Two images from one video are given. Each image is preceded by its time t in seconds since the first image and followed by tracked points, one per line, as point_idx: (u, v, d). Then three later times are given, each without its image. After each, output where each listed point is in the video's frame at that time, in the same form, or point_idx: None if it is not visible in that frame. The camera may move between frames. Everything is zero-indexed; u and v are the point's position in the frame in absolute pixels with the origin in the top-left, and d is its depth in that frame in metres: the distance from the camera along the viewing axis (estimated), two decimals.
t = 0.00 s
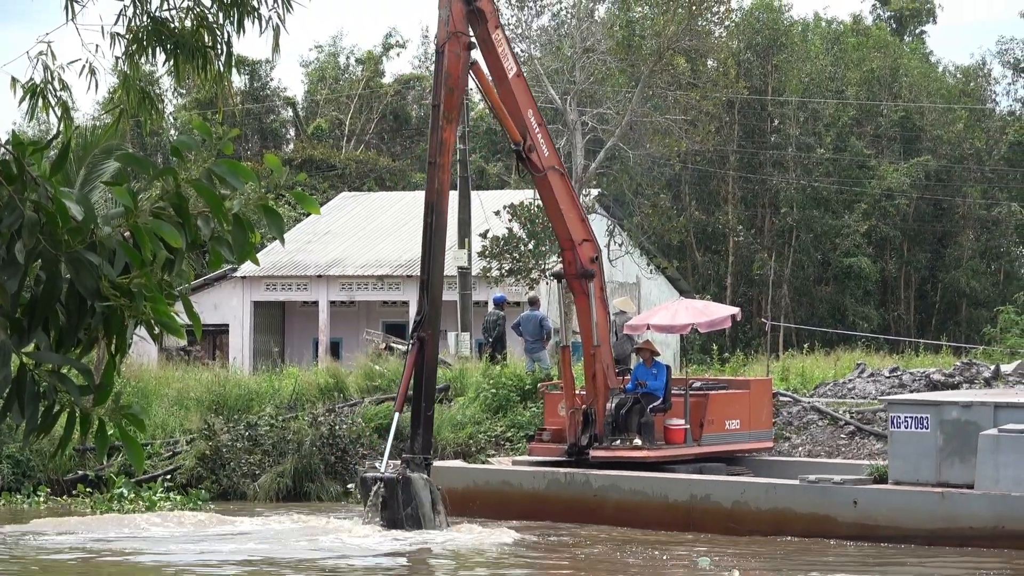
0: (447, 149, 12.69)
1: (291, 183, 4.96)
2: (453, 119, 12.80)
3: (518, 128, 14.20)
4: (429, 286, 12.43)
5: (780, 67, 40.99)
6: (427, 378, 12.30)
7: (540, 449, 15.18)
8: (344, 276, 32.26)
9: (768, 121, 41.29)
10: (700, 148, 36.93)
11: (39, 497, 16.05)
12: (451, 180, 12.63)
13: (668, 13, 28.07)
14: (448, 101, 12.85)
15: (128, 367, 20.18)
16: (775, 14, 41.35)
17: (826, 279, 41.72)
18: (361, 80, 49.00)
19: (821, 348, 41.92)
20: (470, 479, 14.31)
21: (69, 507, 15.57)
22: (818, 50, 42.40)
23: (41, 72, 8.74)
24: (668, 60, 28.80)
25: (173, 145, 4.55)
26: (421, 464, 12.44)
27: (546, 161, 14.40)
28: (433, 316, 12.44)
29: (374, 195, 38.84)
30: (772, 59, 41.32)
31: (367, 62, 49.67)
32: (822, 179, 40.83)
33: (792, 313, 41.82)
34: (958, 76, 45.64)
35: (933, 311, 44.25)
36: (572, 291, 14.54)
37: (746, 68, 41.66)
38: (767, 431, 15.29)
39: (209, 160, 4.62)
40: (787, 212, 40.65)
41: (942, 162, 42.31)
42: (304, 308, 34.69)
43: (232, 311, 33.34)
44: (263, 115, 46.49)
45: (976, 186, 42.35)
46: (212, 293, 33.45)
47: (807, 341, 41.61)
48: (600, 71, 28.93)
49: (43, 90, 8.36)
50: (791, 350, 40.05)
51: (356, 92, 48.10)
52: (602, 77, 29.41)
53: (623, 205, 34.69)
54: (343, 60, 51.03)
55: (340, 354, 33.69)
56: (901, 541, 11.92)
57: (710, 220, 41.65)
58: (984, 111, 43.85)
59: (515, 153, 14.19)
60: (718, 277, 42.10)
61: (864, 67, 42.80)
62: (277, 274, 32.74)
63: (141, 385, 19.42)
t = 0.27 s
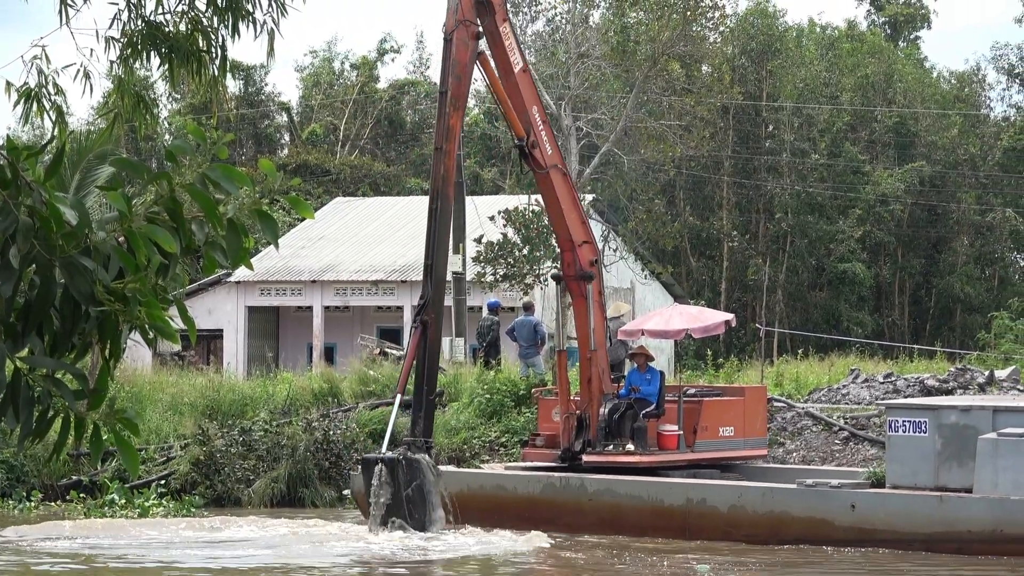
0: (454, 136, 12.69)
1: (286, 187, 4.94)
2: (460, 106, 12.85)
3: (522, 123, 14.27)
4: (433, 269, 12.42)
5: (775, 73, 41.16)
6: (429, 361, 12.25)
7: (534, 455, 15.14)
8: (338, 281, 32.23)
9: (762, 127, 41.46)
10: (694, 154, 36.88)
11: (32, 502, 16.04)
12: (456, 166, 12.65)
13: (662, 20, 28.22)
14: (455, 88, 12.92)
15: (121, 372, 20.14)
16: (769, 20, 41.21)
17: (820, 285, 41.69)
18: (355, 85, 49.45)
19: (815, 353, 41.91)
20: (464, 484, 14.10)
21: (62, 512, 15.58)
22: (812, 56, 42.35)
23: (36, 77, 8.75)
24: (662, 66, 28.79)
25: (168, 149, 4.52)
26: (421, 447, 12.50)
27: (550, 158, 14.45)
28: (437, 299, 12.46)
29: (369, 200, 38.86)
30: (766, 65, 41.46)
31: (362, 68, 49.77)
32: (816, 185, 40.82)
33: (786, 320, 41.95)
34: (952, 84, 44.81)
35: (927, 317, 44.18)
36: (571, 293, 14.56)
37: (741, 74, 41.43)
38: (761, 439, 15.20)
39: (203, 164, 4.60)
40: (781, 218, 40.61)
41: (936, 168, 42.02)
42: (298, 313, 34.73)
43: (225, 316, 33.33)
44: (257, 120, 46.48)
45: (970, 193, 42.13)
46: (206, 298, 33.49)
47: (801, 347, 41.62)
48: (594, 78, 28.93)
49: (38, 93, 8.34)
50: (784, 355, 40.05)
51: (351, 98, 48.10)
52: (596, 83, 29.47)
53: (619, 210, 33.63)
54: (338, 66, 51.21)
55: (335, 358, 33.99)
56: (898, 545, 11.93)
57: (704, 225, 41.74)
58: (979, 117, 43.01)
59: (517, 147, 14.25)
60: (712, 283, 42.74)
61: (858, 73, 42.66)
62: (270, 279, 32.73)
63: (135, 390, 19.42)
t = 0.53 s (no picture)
0: (459, 120, 12.63)
1: (281, 190, 4.97)
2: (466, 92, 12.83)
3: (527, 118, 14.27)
4: (431, 253, 12.32)
5: (771, 77, 40.97)
6: (425, 340, 12.16)
7: (529, 458, 15.15)
8: (334, 284, 32.21)
9: (758, 130, 41.21)
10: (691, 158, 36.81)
11: (27, 504, 16.00)
12: (459, 150, 12.57)
13: (659, 23, 27.71)
14: (463, 75, 12.90)
15: (118, 376, 20.10)
16: (765, 23, 40.90)
17: (816, 289, 41.71)
18: (352, 89, 48.95)
19: (811, 358, 41.90)
20: (460, 486, 14.12)
21: (56, 516, 15.54)
22: (809, 59, 42.28)
23: (32, 79, 8.74)
24: (658, 70, 28.40)
25: (163, 152, 4.57)
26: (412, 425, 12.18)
27: (553, 155, 14.45)
28: (435, 282, 12.28)
29: (365, 203, 38.87)
30: (762, 69, 41.22)
31: (357, 71, 49.96)
32: (812, 189, 40.86)
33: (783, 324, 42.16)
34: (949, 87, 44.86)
35: (923, 320, 44.16)
36: (571, 293, 14.59)
37: (737, 78, 41.33)
38: (758, 444, 15.14)
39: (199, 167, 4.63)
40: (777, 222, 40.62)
41: (932, 172, 41.81)
42: (294, 316, 34.70)
43: (221, 319, 33.41)
44: (253, 124, 47.14)
45: (966, 197, 42.08)
46: (203, 301, 33.57)
47: (797, 351, 41.61)
48: (590, 81, 28.67)
49: (36, 95, 8.40)
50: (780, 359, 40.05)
51: (347, 101, 48.13)
52: (591, 87, 29.21)
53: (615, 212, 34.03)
54: (334, 69, 51.30)
55: (331, 362, 33.83)
56: (897, 546, 11.95)
57: (700, 229, 41.75)
58: (976, 121, 43.10)
59: (522, 142, 14.25)
60: (707, 286, 42.32)
61: (854, 77, 42.23)
62: (266, 282, 32.61)
63: (131, 393, 19.37)
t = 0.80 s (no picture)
0: (460, 109, 12.92)
1: (277, 194, 5.02)
2: (470, 82, 13.09)
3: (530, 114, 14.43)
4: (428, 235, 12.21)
5: (767, 82, 40.55)
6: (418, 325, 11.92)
7: (523, 462, 15.13)
8: (330, 289, 32.29)
9: (754, 135, 40.88)
10: (687, 162, 36.68)
11: (22, 510, 15.92)
12: (459, 139, 12.84)
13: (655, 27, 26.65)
14: (467, 65, 13.15)
15: (115, 380, 20.06)
16: (761, 28, 40.69)
17: (812, 293, 41.71)
18: (347, 93, 49.69)
19: (807, 362, 41.89)
20: (455, 489, 13.97)
21: (51, 521, 15.50)
22: (805, 64, 42.24)
23: (29, 83, 8.72)
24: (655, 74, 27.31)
25: (159, 156, 4.55)
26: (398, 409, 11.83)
27: (554, 154, 14.56)
28: (430, 266, 12.16)
29: (361, 208, 38.90)
30: (758, 74, 40.84)
31: (353, 76, 50.16)
32: (808, 194, 40.89)
33: (778, 329, 41.91)
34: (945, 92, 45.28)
35: (918, 325, 44.18)
36: (569, 295, 14.63)
37: (732, 83, 40.84)
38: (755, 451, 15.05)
39: (194, 171, 4.61)
40: (772, 226, 40.57)
41: (929, 177, 42.18)
42: (289, 321, 34.80)
43: (217, 323, 33.16)
44: (250, 128, 46.09)
45: (962, 201, 42.24)
46: (199, 305, 33.31)
47: (793, 355, 41.57)
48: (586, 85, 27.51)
49: (31, 99, 8.39)
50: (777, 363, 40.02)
51: (343, 105, 48.22)
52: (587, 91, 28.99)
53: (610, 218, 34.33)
54: (329, 73, 51.44)
55: (326, 366, 33.80)
56: (897, 551, 11.93)
57: (696, 234, 41.20)
58: (971, 126, 43.57)
59: (525, 139, 14.40)
60: (704, 291, 41.98)
61: (850, 81, 42.22)
62: (262, 286, 32.60)
63: (127, 398, 19.31)
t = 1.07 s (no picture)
0: (456, 102, 13.13)
1: (273, 197, 4.95)
2: (467, 74, 13.29)
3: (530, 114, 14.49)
4: (417, 223, 12.47)
5: (763, 88, 41.02)
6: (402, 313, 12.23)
7: (515, 467, 14.96)
8: (325, 291, 32.19)
9: (749, 139, 41.40)
10: (683, 167, 36.59)
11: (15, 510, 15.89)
12: (454, 130, 13.03)
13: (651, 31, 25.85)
14: (464, 59, 13.34)
15: (109, 381, 20.06)
16: (756, 33, 40.86)
17: (807, 298, 41.75)
18: (343, 96, 49.78)
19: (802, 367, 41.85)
20: (447, 491, 13.83)
21: (43, 522, 15.47)
22: (801, 70, 42.25)
23: (25, 83, 8.69)
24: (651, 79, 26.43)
25: (155, 157, 4.53)
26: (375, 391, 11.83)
27: (554, 156, 14.58)
28: (417, 254, 12.47)
29: (356, 211, 38.91)
30: (754, 79, 41.26)
31: (350, 78, 50.42)
32: (803, 200, 40.92)
33: (773, 333, 42.07)
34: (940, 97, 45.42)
35: (913, 331, 44.13)
36: (566, 298, 14.64)
37: (729, 88, 41.22)
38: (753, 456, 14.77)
39: (190, 172, 4.61)
40: (768, 231, 40.58)
41: (924, 183, 41.87)
42: (285, 324, 34.78)
43: (212, 325, 33.22)
44: (244, 130, 46.49)
45: (957, 207, 42.02)
46: (193, 307, 33.34)
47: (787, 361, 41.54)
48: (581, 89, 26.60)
49: (28, 100, 8.41)
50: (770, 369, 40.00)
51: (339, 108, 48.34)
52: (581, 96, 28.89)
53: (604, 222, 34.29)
54: (326, 76, 51.83)
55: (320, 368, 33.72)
56: (893, 555, 11.89)
57: (691, 238, 41.37)
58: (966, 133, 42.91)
59: (524, 139, 14.46)
60: (699, 295, 42.43)
61: (846, 87, 42.43)
62: (257, 289, 32.65)
63: (121, 399, 19.33)
